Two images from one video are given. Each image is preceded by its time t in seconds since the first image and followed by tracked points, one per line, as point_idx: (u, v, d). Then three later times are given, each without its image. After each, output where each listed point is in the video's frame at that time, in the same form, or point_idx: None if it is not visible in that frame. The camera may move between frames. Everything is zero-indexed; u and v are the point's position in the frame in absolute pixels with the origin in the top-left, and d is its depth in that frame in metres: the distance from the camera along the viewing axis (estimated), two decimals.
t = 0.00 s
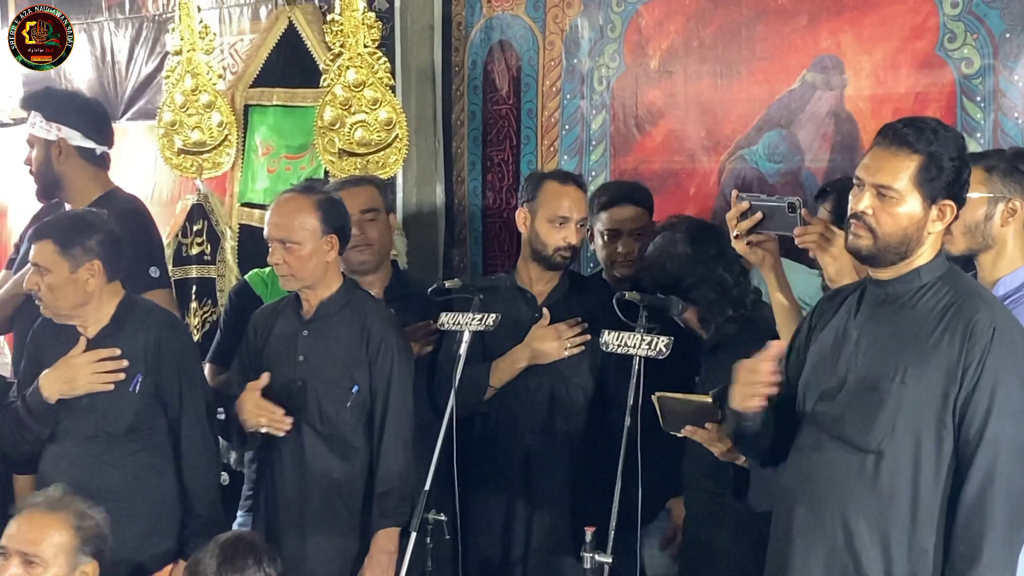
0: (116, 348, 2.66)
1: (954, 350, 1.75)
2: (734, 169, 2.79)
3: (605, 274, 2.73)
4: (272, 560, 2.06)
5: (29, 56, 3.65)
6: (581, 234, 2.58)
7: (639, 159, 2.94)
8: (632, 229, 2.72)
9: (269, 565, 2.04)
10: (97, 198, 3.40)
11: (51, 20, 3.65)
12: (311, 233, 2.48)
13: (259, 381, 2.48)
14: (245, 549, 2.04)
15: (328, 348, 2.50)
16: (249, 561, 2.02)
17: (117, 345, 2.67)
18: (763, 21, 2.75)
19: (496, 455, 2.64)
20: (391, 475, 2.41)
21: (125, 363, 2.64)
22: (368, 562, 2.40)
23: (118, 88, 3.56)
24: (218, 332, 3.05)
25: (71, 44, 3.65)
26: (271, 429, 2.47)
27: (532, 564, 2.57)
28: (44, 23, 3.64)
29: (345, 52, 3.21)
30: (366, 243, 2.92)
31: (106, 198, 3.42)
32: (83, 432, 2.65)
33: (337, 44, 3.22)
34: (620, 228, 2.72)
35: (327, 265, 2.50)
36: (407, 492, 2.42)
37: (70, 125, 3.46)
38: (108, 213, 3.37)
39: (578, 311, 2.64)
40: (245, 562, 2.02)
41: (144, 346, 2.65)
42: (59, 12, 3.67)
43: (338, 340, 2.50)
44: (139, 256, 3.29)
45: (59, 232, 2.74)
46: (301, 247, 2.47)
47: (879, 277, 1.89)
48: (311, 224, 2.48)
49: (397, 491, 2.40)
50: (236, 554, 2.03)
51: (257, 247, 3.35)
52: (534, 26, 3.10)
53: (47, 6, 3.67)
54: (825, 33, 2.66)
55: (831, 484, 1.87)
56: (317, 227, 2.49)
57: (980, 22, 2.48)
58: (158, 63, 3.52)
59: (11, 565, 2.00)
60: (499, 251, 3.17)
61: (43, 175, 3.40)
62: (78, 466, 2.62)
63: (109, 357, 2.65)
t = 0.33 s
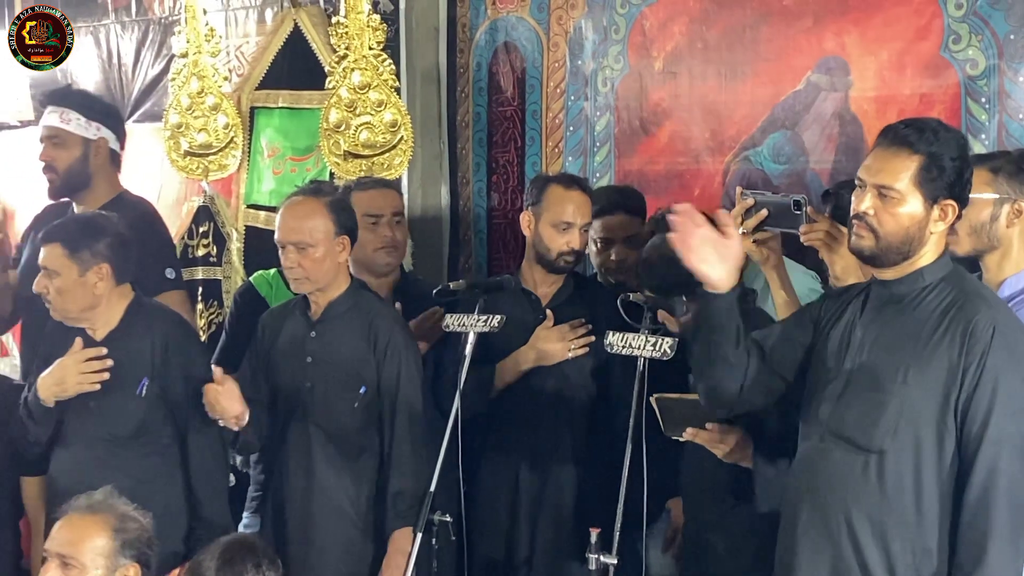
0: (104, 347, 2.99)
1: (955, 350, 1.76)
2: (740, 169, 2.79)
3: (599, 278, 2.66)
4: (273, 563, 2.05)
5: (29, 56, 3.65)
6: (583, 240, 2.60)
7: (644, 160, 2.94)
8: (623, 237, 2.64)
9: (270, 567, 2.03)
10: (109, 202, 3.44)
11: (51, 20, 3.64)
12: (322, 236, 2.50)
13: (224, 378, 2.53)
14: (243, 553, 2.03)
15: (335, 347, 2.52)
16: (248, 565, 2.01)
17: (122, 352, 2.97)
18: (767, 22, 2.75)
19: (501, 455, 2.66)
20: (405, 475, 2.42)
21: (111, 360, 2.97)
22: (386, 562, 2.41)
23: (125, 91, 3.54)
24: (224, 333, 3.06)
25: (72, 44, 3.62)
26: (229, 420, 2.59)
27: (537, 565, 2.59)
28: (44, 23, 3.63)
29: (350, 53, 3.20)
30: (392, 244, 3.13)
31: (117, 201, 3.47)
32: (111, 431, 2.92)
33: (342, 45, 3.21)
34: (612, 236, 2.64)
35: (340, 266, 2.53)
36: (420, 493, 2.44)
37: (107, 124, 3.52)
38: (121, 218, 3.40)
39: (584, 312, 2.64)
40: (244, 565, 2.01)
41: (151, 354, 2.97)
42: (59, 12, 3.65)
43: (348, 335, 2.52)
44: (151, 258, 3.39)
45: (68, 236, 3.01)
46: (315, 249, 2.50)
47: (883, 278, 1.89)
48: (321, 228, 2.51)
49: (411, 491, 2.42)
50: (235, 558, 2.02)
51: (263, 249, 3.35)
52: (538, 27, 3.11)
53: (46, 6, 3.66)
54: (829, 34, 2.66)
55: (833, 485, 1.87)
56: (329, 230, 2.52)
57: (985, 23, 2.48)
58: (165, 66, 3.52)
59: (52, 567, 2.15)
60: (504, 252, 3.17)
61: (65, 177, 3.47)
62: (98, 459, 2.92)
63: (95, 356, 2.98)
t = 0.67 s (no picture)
0: (128, 354, 2.82)
1: (948, 349, 1.76)
2: (741, 170, 2.79)
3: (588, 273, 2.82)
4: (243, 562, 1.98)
5: (29, 56, 3.66)
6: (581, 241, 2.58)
7: (645, 160, 2.94)
8: (618, 241, 2.82)
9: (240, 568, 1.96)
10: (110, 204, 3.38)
11: (51, 20, 3.67)
12: (325, 239, 2.51)
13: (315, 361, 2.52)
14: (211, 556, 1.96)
15: (335, 350, 2.53)
16: (218, 565, 1.94)
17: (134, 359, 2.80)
18: (769, 22, 2.74)
19: (500, 457, 2.65)
20: (400, 478, 2.44)
21: (136, 371, 2.80)
22: (378, 563, 2.42)
23: (127, 91, 3.57)
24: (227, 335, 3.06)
25: (71, 44, 3.67)
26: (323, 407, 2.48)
27: (538, 566, 2.59)
28: (44, 23, 3.66)
29: (351, 54, 3.17)
30: (399, 245, 2.96)
31: (119, 202, 3.40)
32: (112, 435, 2.78)
33: (342, 46, 3.17)
34: (608, 239, 2.82)
35: (343, 268, 2.54)
36: (417, 494, 2.46)
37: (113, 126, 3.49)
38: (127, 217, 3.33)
39: (585, 314, 2.64)
40: (215, 565, 1.94)
41: (156, 354, 2.80)
42: (59, 12, 3.69)
43: (348, 338, 2.53)
44: (156, 258, 3.31)
45: (77, 236, 2.87)
46: (319, 251, 2.50)
47: (874, 279, 1.89)
48: (325, 231, 2.51)
49: (405, 494, 2.44)
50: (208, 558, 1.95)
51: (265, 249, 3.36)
52: (540, 28, 3.10)
53: (47, 6, 3.68)
54: (830, 34, 2.65)
55: (828, 486, 1.86)
56: (332, 232, 2.52)
57: (986, 22, 2.47)
58: (166, 67, 3.54)
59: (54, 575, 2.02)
60: (507, 252, 3.18)
61: (71, 179, 3.38)
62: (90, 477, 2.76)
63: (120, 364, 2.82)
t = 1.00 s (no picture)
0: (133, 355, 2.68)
1: (952, 348, 1.75)
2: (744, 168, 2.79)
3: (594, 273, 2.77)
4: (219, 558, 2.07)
5: (29, 56, 3.69)
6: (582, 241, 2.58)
7: (649, 158, 2.94)
8: (628, 241, 2.78)
9: (216, 563, 2.04)
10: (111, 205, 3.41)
11: (51, 20, 3.68)
12: (328, 239, 2.52)
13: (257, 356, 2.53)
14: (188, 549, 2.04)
15: (338, 349, 2.53)
16: (195, 561, 2.02)
17: (145, 360, 2.67)
18: (772, 21, 2.74)
19: (505, 455, 2.65)
20: (407, 476, 2.44)
21: (140, 373, 2.64)
22: (388, 562, 2.44)
23: (130, 91, 3.58)
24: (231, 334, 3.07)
25: (72, 44, 3.68)
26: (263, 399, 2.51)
27: (543, 563, 2.59)
28: (44, 23, 3.67)
29: (354, 53, 3.17)
30: (409, 244, 2.95)
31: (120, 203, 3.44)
32: (125, 438, 2.62)
33: (346, 45, 3.18)
34: (617, 238, 2.78)
35: (345, 266, 2.56)
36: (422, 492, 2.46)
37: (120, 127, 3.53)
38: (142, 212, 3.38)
39: (589, 312, 2.65)
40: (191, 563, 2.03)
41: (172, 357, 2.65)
42: (59, 11, 3.70)
43: (351, 337, 2.53)
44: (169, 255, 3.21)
45: (100, 235, 2.73)
46: (322, 251, 2.51)
47: (874, 278, 1.89)
48: (327, 230, 2.51)
49: (413, 491, 2.44)
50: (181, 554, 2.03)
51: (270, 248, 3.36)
52: (543, 27, 3.11)
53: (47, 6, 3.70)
54: (834, 32, 2.65)
55: (835, 486, 1.86)
56: (334, 231, 2.53)
57: (990, 19, 2.46)
58: (170, 66, 3.54)
59: None
60: (511, 251, 3.19)
61: (77, 176, 3.42)
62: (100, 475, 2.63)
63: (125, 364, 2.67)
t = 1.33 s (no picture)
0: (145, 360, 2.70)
1: (953, 348, 1.75)
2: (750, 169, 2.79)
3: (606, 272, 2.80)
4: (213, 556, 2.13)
5: (29, 56, 3.68)
6: (585, 238, 2.58)
7: (655, 159, 2.95)
8: (641, 234, 2.78)
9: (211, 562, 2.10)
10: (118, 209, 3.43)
11: (51, 20, 3.68)
12: (333, 239, 2.52)
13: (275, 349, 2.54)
14: (187, 549, 2.10)
15: (344, 351, 2.53)
16: (192, 560, 2.08)
17: (161, 366, 2.68)
18: (778, 21, 2.74)
19: (512, 455, 2.65)
20: (412, 477, 2.44)
21: (151, 377, 2.67)
22: (391, 563, 2.43)
23: (137, 93, 3.57)
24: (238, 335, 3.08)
25: (72, 44, 3.69)
26: (284, 392, 2.50)
27: (548, 563, 2.60)
28: (44, 23, 3.67)
29: (360, 55, 3.18)
30: (426, 244, 2.95)
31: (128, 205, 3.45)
32: (138, 442, 2.66)
33: (352, 47, 3.18)
34: (630, 232, 2.77)
35: (350, 267, 2.56)
36: (427, 493, 2.46)
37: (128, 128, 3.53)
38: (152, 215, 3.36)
39: (595, 313, 2.65)
40: (188, 562, 2.08)
41: (187, 363, 2.65)
42: (59, 12, 3.69)
43: (356, 338, 2.53)
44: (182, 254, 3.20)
45: (115, 235, 2.84)
46: (326, 251, 2.51)
47: (877, 278, 1.90)
48: (332, 230, 2.51)
49: (418, 492, 2.44)
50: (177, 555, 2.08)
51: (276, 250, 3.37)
52: (549, 28, 3.11)
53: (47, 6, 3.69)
54: (840, 33, 2.65)
55: (838, 486, 1.87)
56: (339, 232, 2.53)
57: (996, 21, 2.47)
58: (176, 68, 3.55)
59: None
60: (517, 253, 3.19)
61: (85, 178, 3.44)
62: (115, 485, 2.70)
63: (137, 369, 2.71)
